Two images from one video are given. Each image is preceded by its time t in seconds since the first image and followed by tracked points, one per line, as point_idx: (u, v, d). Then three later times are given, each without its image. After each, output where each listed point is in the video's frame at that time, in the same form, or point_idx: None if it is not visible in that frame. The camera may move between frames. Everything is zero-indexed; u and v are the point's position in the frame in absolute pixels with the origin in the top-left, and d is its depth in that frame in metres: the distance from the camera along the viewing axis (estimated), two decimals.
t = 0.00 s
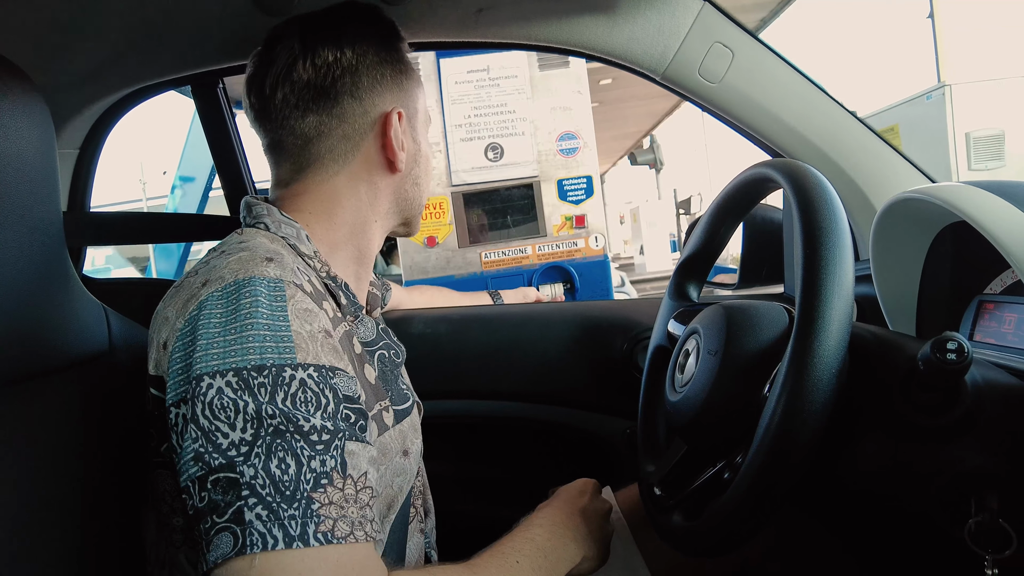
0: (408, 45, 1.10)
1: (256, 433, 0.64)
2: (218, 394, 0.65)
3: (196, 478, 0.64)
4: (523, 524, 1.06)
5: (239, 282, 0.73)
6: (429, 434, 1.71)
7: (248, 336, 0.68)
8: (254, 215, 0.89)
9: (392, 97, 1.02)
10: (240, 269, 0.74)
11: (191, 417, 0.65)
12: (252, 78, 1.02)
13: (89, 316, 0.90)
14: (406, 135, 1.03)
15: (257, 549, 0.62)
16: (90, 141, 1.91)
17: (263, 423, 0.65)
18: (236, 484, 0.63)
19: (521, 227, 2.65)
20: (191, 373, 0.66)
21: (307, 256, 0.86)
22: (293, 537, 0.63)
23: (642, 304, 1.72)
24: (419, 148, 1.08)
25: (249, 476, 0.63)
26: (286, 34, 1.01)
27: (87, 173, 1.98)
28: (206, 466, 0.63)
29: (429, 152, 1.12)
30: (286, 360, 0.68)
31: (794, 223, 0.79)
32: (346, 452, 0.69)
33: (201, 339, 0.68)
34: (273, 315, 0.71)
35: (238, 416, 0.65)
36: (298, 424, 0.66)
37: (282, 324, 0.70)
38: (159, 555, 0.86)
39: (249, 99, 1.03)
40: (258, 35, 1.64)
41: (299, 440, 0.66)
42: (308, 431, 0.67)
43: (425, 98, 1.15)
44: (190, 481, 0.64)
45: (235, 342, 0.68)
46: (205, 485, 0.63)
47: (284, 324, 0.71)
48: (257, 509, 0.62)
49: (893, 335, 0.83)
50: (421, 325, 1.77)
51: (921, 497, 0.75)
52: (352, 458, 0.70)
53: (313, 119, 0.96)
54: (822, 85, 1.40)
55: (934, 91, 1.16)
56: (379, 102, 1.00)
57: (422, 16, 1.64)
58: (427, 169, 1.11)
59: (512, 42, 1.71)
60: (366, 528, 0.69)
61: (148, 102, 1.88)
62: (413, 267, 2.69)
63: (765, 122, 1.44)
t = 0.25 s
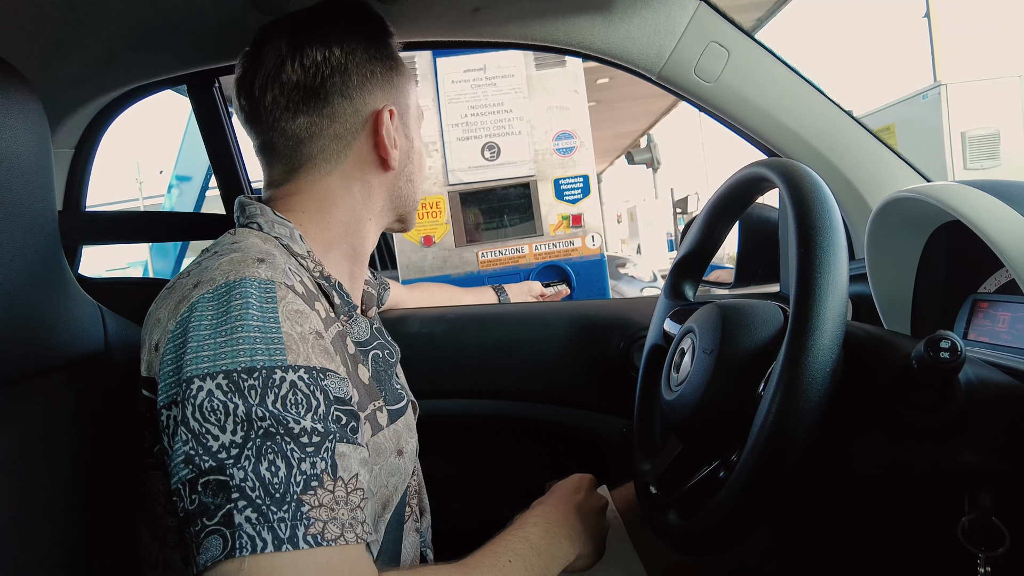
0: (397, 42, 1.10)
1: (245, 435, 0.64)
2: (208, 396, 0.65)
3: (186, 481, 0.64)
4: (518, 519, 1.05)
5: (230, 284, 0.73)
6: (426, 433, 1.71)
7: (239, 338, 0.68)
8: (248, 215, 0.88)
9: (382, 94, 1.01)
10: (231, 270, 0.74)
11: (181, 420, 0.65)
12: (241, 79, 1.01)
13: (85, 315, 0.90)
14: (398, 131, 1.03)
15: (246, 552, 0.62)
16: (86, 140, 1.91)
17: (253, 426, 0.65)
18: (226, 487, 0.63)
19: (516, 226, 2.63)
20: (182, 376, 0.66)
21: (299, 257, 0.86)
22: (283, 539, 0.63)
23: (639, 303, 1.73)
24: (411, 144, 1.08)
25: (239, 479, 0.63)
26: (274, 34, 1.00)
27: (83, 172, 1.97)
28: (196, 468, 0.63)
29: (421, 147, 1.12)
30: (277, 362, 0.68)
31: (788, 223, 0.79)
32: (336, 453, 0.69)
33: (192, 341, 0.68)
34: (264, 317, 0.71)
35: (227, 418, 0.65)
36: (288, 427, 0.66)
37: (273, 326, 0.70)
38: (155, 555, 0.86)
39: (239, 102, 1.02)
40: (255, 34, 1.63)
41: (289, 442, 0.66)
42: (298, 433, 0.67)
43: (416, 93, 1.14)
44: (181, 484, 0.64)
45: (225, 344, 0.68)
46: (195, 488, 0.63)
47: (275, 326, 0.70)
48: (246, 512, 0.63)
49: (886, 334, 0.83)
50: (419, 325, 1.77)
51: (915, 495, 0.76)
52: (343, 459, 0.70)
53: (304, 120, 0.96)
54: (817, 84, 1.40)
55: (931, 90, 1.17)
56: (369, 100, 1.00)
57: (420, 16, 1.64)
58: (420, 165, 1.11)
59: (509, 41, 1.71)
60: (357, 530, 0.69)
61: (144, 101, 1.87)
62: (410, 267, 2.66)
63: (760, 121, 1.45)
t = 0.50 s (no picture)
0: (395, 42, 1.10)
1: (244, 433, 0.64)
2: (207, 394, 0.65)
3: (184, 478, 0.64)
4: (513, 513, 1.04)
5: (229, 282, 0.72)
6: (423, 433, 1.71)
7: (238, 336, 0.68)
8: (246, 214, 0.88)
9: (381, 95, 1.01)
10: (230, 269, 0.74)
11: (180, 418, 0.65)
12: (239, 78, 1.00)
13: (82, 314, 0.89)
14: (396, 132, 1.03)
15: (244, 549, 0.61)
16: (82, 140, 1.91)
17: (252, 423, 0.65)
18: (224, 484, 0.63)
19: (516, 228, 2.62)
20: (181, 374, 0.66)
21: (298, 256, 0.86)
22: (281, 536, 0.63)
23: (636, 302, 1.73)
24: (409, 144, 1.08)
25: (237, 476, 0.63)
26: (272, 34, 1.00)
27: (79, 172, 1.97)
28: (195, 466, 0.64)
29: (418, 149, 1.12)
30: (276, 360, 0.68)
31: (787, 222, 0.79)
32: (335, 451, 0.69)
33: (191, 340, 0.68)
34: (263, 315, 0.70)
35: (226, 416, 0.64)
36: (287, 424, 0.66)
37: (272, 324, 0.70)
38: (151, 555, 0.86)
39: (236, 100, 1.02)
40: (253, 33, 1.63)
41: (287, 440, 0.66)
42: (296, 431, 0.66)
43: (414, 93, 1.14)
44: (179, 481, 0.64)
45: (224, 342, 0.67)
46: (194, 485, 0.63)
47: (273, 324, 0.70)
48: (244, 509, 0.62)
49: (884, 334, 0.83)
50: (416, 325, 1.77)
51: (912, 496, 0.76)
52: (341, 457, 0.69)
53: (302, 119, 0.96)
54: (815, 84, 1.40)
55: (929, 90, 1.18)
56: (368, 100, 1.00)
57: (418, 15, 1.64)
58: (417, 167, 1.11)
59: (506, 41, 1.71)
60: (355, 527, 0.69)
61: (141, 101, 1.87)
62: (408, 266, 2.66)
63: (757, 120, 1.45)
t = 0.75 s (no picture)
0: (383, 40, 1.10)
1: (246, 426, 0.64)
2: (208, 388, 0.64)
3: (185, 472, 0.64)
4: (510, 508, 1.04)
5: (229, 278, 0.72)
6: (420, 431, 1.71)
7: (238, 331, 0.68)
8: (243, 213, 0.88)
9: (372, 92, 1.02)
10: (229, 265, 0.74)
11: (181, 412, 0.64)
12: (231, 81, 1.00)
13: (76, 311, 0.89)
14: (388, 129, 1.03)
15: (247, 542, 0.61)
16: (78, 138, 1.90)
17: (253, 417, 0.65)
18: (227, 477, 0.63)
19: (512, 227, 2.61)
20: (182, 369, 0.66)
21: (296, 253, 0.86)
22: (283, 529, 0.62)
23: (632, 300, 1.73)
24: (400, 141, 1.08)
25: (239, 469, 0.63)
26: (261, 36, 0.99)
27: (75, 170, 1.97)
28: (196, 460, 0.63)
29: (410, 145, 1.12)
30: (277, 354, 0.68)
31: (783, 220, 0.80)
32: (335, 444, 0.69)
33: (191, 335, 0.68)
34: (263, 310, 0.70)
35: (228, 409, 0.64)
36: (288, 418, 0.66)
37: (272, 318, 0.70)
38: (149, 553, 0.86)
39: (229, 103, 1.02)
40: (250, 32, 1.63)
41: (288, 433, 0.66)
42: (297, 425, 0.67)
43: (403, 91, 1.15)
44: (180, 476, 0.64)
45: (225, 337, 0.67)
46: (195, 479, 0.63)
47: (274, 319, 0.70)
48: (246, 502, 0.62)
49: (879, 330, 0.84)
50: (413, 323, 1.76)
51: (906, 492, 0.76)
52: (341, 451, 0.70)
53: (295, 120, 0.95)
54: (810, 82, 1.41)
55: (924, 89, 1.17)
56: (359, 98, 1.00)
57: (415, 13, 1.63)
58: (409, 163, 1.11)
59: (503, 39, 1.71)
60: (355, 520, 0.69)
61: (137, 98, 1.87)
62: (405, 264, 2.67)
63: (752, 119, 1.45)
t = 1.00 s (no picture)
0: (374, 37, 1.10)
1: (243, 427, 0.64)
2: (205, 389, 0.64)
3: (181, 472, 0.63)
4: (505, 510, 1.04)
5: (226, 278, 0.72)
6: (416, 431, 1.71)
7: (236, 331, 0.67)
8: (240, 211, 0.88)
9: (363, 89, 1.01)
10: (226, 265, 0.74)
11: (177, 412, 0.64)
12: (222, 85, 1.00)
13: (68, 311, 0.88)
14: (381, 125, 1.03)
15: (242, 543, 0.61)
16: (71, 136, 1.89)
17: (250, 418, 0.64)
18: (222, 478, 0.63)
19: (508, 227, 2.62)
20: (179, 369, 0.66)
21: (292, 253, 0.86)
22: (278, 531, 0.62)
23: (629, 299, 1.73)
24: (394, 137, 1.08)
25: (235, 471, 0.63)
26: (250, 38, 0.99)
27: (68, 168, 1.96)
28: (192, 460, 0.63)
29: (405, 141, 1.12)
30: (274, 355, 0.68)
31: (780, 218, 0.79)
32: (332, 446, 0.69)
33: (188, 336, 0.68)
34: (260, 310, 0.70)
35: (224, 410, 0.64)
36: (284, 419, 0.66)
37: (269, 319, 0.70)
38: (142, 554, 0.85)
39: (220, 106, 1.02)
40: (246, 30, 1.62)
41: (285, 434, 0.65)
42: (294, 426, 0.66)
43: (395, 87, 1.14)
44: (176, 476, 0.63)
45: (222, 338, 0.67)
46: (191, 480, 0.63)
47: (271, 320, 0.70)
48: (242, 503, 0.62)
49: (876, 329, 0.83)
50: (409, 322, 1.76)
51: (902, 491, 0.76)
52: (338, 453, 0.69)
53: (287, 120, 0.95)
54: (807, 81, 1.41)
55: (919, 90, 1.18)
56: (351, 95, 1.00)
57: (410, 11, 1.63)
58: (404, 159, 1.11)
59: (500, 37, 1.70)
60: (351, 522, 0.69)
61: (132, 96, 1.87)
62: (401, 263, 2.67)
63: (750, 117, 1.45)
